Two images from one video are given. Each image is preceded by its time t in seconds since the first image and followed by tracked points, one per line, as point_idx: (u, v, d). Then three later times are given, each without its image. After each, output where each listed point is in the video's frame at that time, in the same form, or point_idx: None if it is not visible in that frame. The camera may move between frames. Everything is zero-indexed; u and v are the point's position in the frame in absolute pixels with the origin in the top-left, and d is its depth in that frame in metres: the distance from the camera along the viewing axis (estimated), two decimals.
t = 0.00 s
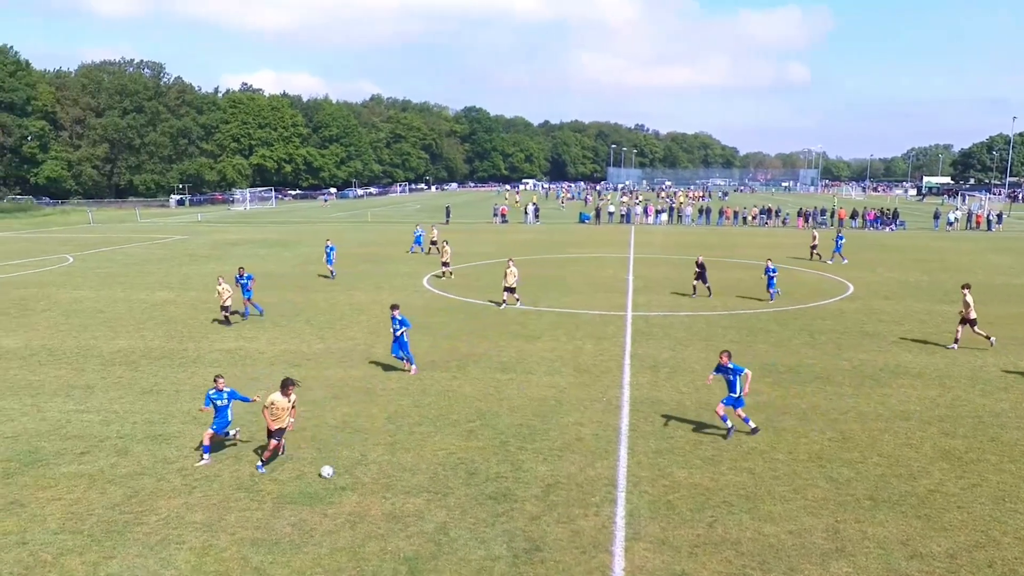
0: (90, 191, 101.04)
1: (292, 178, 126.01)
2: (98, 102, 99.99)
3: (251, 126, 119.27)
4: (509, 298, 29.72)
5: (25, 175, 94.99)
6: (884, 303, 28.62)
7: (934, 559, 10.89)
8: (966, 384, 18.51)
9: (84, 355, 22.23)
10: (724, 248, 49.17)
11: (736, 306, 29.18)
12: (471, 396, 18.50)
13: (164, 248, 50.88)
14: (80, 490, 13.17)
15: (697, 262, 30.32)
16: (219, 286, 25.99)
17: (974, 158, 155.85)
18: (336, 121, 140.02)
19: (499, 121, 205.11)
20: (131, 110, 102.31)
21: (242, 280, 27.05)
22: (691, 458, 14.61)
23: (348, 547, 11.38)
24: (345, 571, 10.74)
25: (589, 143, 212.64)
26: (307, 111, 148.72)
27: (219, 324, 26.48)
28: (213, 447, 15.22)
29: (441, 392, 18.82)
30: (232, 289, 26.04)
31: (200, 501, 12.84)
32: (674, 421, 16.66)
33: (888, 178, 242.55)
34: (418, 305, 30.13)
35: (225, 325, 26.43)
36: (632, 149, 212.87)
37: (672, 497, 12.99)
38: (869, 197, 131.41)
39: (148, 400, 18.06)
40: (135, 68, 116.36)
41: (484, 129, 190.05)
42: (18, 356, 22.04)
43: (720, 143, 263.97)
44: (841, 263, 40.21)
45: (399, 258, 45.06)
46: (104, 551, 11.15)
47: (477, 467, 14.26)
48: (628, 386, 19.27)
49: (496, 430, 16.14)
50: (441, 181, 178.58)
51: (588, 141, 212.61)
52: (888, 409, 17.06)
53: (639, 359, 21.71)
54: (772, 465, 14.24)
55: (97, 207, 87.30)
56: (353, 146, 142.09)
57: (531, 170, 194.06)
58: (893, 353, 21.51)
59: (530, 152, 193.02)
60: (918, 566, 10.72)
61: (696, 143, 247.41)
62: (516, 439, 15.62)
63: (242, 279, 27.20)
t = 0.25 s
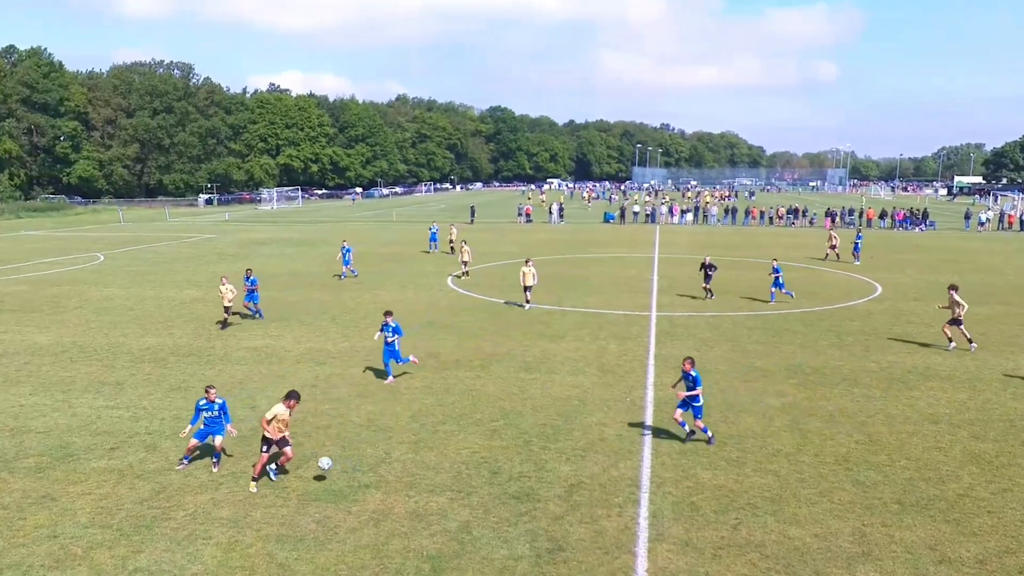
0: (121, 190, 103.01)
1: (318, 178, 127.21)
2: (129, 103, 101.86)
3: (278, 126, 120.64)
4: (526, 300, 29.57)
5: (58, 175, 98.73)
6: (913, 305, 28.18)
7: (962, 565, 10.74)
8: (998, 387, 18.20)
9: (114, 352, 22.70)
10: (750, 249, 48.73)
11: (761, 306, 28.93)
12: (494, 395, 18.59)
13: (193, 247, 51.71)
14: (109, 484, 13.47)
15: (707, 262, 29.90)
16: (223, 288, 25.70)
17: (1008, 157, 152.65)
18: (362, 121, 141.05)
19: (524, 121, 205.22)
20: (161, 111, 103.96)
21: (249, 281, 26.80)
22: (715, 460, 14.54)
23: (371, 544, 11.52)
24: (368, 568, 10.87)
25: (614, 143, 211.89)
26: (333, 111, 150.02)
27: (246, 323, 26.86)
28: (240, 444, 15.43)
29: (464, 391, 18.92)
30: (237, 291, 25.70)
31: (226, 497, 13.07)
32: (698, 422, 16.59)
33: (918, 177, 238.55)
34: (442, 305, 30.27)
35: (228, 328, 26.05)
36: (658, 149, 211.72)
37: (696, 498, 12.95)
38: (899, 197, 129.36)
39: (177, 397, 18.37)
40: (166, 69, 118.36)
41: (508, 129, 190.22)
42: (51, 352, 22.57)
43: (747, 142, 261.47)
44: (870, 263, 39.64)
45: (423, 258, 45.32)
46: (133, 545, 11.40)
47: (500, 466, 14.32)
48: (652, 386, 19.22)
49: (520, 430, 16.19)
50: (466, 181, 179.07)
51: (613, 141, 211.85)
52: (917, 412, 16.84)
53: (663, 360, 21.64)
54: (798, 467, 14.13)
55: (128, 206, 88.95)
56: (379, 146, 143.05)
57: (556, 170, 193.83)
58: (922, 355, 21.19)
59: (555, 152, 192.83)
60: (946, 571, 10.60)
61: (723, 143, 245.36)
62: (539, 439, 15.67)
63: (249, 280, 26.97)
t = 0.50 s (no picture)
0: (135, 191, 103.75)
1: (329, 178, 127.65)
2: (143, 103, 102.54)
3: (290, 126, 121.15)
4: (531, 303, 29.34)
5: (72, 175, 100.00)
6: (926, 305, 27.96)
7: (975, 568, 10.67)
8: (1013, 389, 18.04)
9: (127, 351, 22.87)
10: (762, 249, 48.50)
11: (772, 307, 28.81)
12: (505, 395, 18.62)
13: (205, 246, 52.01)
14: (122, 483, 13.59)
15: (699, 264, 29.65)
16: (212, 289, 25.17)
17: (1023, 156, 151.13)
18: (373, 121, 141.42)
19: (535, 121, 205.11)
20: (173, 111, 104.40)
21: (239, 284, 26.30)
22: (726, 461, 14.50)
23: (381, 544, 11.56)
24: (379, 567, 10.93)
25: (625, 143, 211.45)
26: (345, 111, 150.51)
27: (257, 322, 27.01)
28: (251, 443, 15.51)
29: (475, 391, 18.95)
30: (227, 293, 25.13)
31: (238, 496, 13.16)
32: (709, 423, 16.55)
33: (932, 177, 236.69)
34: (453, 304, 30.32)
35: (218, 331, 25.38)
36: (669, 149, 211.07)
37: (707, 499, 12.93)
38: (913, 197, 128.47)
39: (189, 396, 18.50)
40: (179, 69, 119.16)
41: (520, 129, 190.27)
42: (65, 351, 22.76)
43: (759, 142, 260.26)
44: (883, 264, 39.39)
45: (434, 257, 45.39)
46: (145, 543, 11.50)
47: (509, 466, 14.34)
48: (662, 386, 19.18)
49: (530, 430, 16.20)
50: (477, 181, 179.20)
51: (624, 141, 211.42)
52: (930, 413, 16.72)
53: (674, 360, 21.59)
54: (809, 469, 14.07)
55: (141, 206, 89.66)
56: (390, 146, 143.38)
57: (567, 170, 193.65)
58: (936, 356, 21.03)
59: (566, 152, 192.67)
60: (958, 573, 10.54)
61: (734, 143, 244.35)
62: (549, 439, 15.68)
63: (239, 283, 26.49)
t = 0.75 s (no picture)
0: (140, 191, 104.06)
1: (334, 178, 127.79)
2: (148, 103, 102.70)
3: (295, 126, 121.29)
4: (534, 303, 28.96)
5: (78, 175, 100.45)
6: (931, 306, 27.90)
7: (981, 569, 10.64)
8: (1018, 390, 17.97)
9: (132, 351, 22.91)
10: (767, 249, 48.42)
11: (776, 307, 28.77)
12: (508, 395, 18.62)
13: (210, 246, 52.14)
14: (127, 482, 13.63)
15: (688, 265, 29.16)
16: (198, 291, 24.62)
17: None
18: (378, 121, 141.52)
19: (540, 121, 205.19)
20: (178, 111, 104.36)
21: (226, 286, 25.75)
22: (730, 461, 14.48)
23: (385, 544, 11.57)
24: (382, 567, 10.93)
25: (630, 143, 211.39)
26: (349, 111, 150.67)
27: (262, 322, 27.07)
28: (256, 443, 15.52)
29: (478, 391, 18.96)
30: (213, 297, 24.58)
31: (242, 495, 13.19)
32: (713, 424, 16.53)
33: (937, 177, 236.12)
34: (457, 304, 30.35)
35: (208, 336, 24.78)
36: (674, 149, 210.91)
37: (711, 499, 12.91)
38: (918, 197, 128.16)
39: (193, 396, 18.55)
40: (184, 70, 119.47)
41: (524, 129, 190.36)
42: (71, 350, 22.85)
43: (763, 142, 259.90)
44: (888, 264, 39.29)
45: (438, 258, 45.41)
46: (150, 542, 11.53)
47: (513, 466, 14.33)
48: (666, 387, 19.16)
49: (534, 430, 16.18)
50: (481, 181, 179.28)
51: (629, 141, 211.37)
52: (935, 414, 16.68)
53: (678, 361, 21.56)
54: (813, 469, 14.04)
55: (146, 206, 90.00)
56: (395, 146, 143.52)
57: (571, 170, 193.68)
58: (941, 357, 20.97)
59: (570, 152, 192.74)
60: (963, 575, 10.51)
61: (739, 143, 244.05)
62: (552, 439, 15.68)
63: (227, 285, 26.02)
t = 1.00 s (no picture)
0: (133, 191, 103.69)
1: (328, 178, 127.52)
2: (141, 103, 102.30)
3: (289, 126, 121.00)
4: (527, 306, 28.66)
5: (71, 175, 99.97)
6: (925, 306, 27.98)
7: (975, 567, 10.69)
8: (1011, 389, 18.05)
9: (126, 352, 22.84)
10: (762, 249, 48.52)
11: (771, 307, 28.83)
12: (504, 395, 18.62)
13: (204, 246, 52.01)
14: (121, 483, 13.57)
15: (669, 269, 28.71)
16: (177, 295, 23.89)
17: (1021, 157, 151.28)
18: (372, 121, 141.26)
19: (535, 121, 205.18)
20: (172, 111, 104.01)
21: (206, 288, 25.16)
22: (725, 461, 14.50)
23: (381, 544, 11.55)
24: (378, 567, 10.92)
25: (624, 143, 211.59)
26: (344, 111, 150.41)
27: (257, 322, 27.02)
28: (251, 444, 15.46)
29: (473, 391, 18.95)
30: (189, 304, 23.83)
31: (237, 496, 13.15)
32: (708, 423, 16.55)
33: (931, 177, 236.88)
34: (452, 304, 30.33)
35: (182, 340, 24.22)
36: (669, 149, 211.18)
37: (706, 499, 12.93)
38: (912, 197, 128.56)
39: (188, 397, 18.48)
40: (178, 70, 119.09)
41: (519, 128, 190.35)
42: (64, 351, 22.75)
43: (758, 142, 260.45)
44: (882, 264, 39.41)
45: (433, 258, 45.38)
46: (145, 543, 11.49)
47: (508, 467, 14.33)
48: (661, 387, 19.17)
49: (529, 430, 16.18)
50: (476, 181, 179.16)
51: (623, 141, 211.56)
52: (929, 414, 16.73)
53: (673, 360, 21.59)
54: (807, 469, 14.08)
55: (140, 206, 89.70)
56: (389, 146, 143.28)
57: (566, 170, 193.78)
58: (935, 356, 21.05)
59: (565, 152, 192.86)
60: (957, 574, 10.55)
61: (733, 142, 244.49)
62: (548, 439, 15.68)
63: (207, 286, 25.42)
